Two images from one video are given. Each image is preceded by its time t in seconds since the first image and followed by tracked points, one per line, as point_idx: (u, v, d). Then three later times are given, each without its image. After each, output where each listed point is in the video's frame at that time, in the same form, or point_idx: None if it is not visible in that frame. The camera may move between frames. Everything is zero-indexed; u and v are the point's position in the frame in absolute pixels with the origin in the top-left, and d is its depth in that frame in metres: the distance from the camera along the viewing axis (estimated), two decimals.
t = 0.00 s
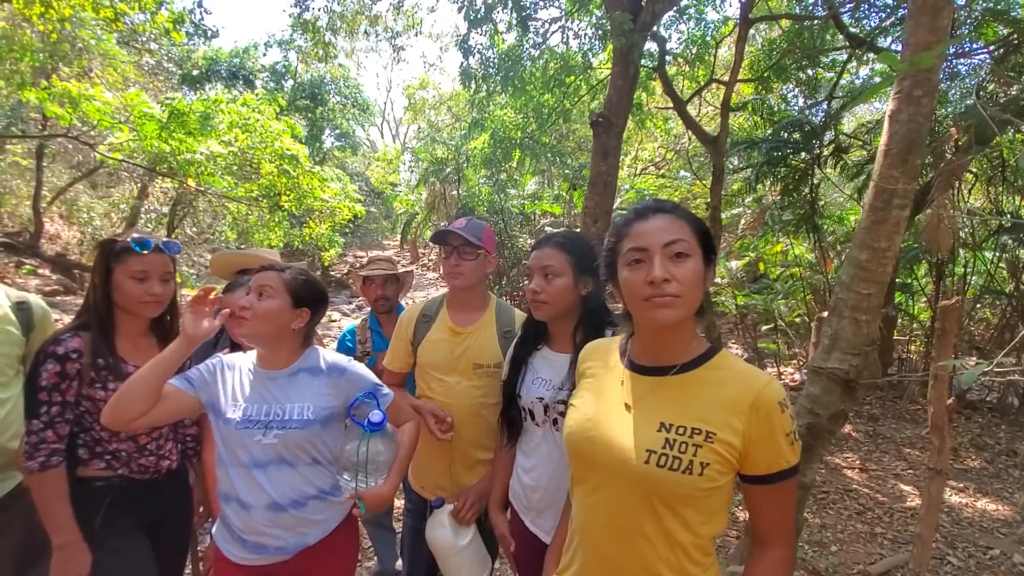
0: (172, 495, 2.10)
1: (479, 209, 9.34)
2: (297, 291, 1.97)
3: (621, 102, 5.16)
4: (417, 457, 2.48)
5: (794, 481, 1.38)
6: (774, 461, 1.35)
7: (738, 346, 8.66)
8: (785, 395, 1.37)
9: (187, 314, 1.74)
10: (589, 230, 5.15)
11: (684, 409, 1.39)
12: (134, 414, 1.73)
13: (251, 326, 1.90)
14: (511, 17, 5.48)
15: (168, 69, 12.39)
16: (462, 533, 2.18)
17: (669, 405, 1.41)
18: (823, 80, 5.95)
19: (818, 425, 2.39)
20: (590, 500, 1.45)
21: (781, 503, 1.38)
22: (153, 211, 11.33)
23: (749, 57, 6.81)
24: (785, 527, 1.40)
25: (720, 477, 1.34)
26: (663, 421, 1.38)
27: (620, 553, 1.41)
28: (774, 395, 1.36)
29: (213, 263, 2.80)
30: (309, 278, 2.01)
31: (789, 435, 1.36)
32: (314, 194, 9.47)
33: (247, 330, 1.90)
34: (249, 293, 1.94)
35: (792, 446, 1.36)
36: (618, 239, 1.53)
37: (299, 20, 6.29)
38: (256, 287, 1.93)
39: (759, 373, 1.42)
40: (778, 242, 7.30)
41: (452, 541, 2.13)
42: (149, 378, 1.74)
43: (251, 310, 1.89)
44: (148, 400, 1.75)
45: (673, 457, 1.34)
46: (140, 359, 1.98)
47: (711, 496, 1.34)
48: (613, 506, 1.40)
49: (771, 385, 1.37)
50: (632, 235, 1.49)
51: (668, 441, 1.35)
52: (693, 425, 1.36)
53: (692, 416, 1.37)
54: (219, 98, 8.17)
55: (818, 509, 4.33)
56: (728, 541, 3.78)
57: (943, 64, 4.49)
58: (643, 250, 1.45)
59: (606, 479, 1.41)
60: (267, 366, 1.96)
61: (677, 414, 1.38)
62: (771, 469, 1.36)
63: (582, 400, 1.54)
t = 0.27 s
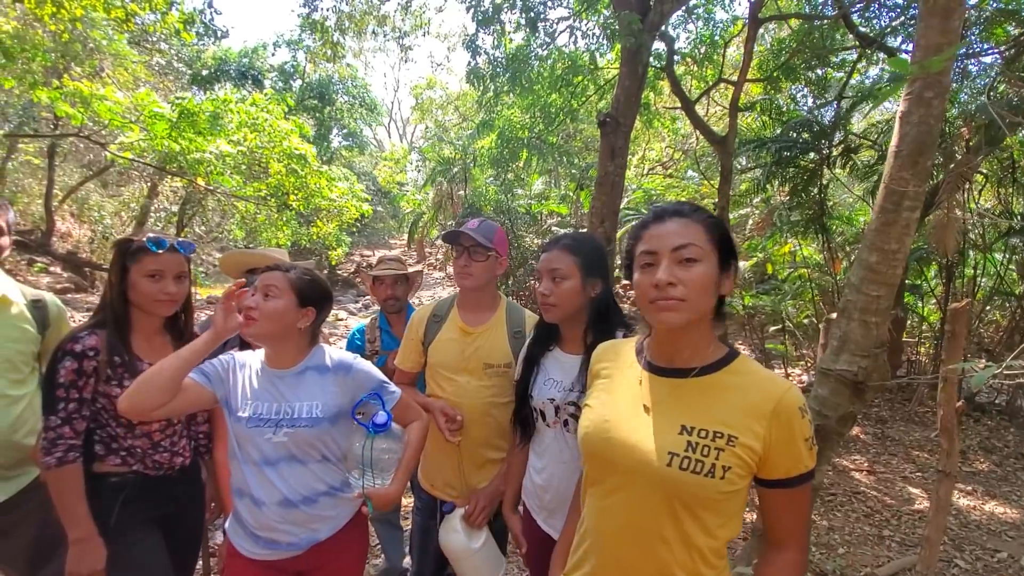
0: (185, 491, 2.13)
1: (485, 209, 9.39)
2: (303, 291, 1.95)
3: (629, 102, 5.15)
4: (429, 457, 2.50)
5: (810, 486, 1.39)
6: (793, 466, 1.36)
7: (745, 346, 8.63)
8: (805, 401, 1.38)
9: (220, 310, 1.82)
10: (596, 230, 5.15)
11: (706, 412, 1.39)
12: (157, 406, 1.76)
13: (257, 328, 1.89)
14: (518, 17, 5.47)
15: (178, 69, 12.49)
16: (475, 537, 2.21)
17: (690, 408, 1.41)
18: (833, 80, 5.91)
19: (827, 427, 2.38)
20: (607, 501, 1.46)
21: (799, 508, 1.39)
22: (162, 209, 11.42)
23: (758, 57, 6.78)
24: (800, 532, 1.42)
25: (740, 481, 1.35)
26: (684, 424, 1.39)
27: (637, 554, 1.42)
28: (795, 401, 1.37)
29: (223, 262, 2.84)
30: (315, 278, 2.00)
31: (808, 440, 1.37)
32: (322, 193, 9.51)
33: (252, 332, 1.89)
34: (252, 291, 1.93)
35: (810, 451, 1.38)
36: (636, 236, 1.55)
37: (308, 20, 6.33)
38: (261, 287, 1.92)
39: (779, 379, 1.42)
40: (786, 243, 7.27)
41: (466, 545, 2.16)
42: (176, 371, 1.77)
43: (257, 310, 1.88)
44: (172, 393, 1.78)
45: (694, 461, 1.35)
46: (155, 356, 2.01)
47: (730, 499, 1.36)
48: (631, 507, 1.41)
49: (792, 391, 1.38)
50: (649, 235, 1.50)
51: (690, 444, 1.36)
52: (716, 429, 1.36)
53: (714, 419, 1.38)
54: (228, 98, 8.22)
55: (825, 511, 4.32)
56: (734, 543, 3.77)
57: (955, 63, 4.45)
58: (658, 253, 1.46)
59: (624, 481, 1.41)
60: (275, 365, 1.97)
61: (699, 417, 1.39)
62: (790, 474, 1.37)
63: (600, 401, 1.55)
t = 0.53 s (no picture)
0: (195, 488, 2.15)
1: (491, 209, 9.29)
2: (310, 291, 1.96)
3: (635, 101, 5.13)
4: (436, 456, 2.52)
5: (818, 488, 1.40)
6: (802, 470, 1.37)
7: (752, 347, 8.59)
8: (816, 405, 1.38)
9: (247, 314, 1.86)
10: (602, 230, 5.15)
11: (715, 414, 1.39)
12: (182, 409, 1.77)
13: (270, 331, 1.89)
14: (525, 16, 5.46)
15: (187, 69, 12.58)
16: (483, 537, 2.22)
17: (699, 410, 1.41)
18: (841, 78, 5.87)
19: (834, 428, 2.37)
20: (614, 500, 1.46)
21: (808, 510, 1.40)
22: (172, 209, 11.51)
23: (766, 55, 6.74)
24: (809, 534, 1.42)
25: (747, 484, 1.35)
26: (693, 425, 1.39)
27: (643, 554, 1.42)
28: (806, 405, 1.36)
29: (230, 262, 2.86)
30: (322, 279, 2.00)
31: (818, 444, 1.37)
32: (329, 193, 9.55)
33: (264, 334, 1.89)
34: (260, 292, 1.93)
35: (820, 455, 1.38)
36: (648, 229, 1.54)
37: (315, 19, 6.35)
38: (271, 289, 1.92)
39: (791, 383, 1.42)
40: (794, 242, 7.23)
41: (475, 546, 2.17)
42: (202, 376, 1.78)
43: (267, 312, 1.89)
44: (196, 396, 1.79)
45: (702, 463, 1.35)
46: (166, 355, 2.03)
47: (737, 501, 1.36)
48: (638, 507, 1.41)
49: (803, 396, 1.37)
50: (657, 235, 1.49)
51: (698, 446, 1.36)
52: (725, 432, 1.36)
53: (724, 422, 1.37)
54: (236, 98, 8.26)
55: (833, 512, 4.30)
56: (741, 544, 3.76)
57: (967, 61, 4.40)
58: (662, 258, 1.45)
59: (631, 480, 1.42)
60: (285, 365, 1.98)
61: (708, 419, 1.39)
62: (799, 478, 1.37)
63: (609, 400, 1.55)
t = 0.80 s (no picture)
0: (201, 487, 2.17)
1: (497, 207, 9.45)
2: (323, 293, 1.99)
3: (641, 101, 5.11)
4: (441, 455, 2.52)
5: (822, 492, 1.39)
6: (804, 474, 1.35)
7: (757, 347, 8.55)
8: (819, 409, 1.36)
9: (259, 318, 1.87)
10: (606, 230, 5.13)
11: (716, 415, 1.38)
12: (203, 417, 1.77)
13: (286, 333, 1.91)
14: (530, 16, 5.46)
15: (194, 70, 12.64)
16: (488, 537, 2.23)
17: (700, 411, 1.40)
18: (848, 77, 5.83)
19: (840, 430, 2.36)
20: (614, 498, 1.46)
21: (808, 515, 1.39)
22: (178, 209, 11.58)
23: (772, 54, 6.71)
24: (812, 538, 1.41)
25: (747, 486, 1.34)
26: (693, 425, 1.38)
27: (643, 552, 1.42)
28: (809, 409, 1.35)
29: (237, 261, 2.88)
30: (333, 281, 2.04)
31: (822, 449, 1.35)
32: (334, 192, 9.58)
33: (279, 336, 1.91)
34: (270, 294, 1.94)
35: (823, 459, 1.37)
36: (678, 226, 1.48)
37: (321, 20, 6.37)
38: (283, 291, 1.93)
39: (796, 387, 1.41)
40: (800, 242, 7.19)
41: (481, 545, 2.18)
42: (220, 382, 1.77)
43: (283, 314, 1.90)
44: (216, 402, 1.79)
45: (700, 463, 1.34)
46: (173, 354, 2.05)
47: (736, 503, 1.35)
48: (637, 505, 1.41)
49: (806, 399, 1.36)
50: (701, 231, 1.45)
51: (697, 446, 1.35)
52: (724, 433, 1.35)
53: (725, 424, 1.36)
54: (243, 98, 8.30)
55: (839, 515, 4.27)
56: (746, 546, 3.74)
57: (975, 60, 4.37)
58: (676, 255, 1.45)
59: (630, 478, 1.42)
60: (292, 366, 1.99)
61: (708, 419, 1.38)
62: (801, 481, 1.36)
63: (613, 398, 1.56)
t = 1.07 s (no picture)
0: (203, 486, 2.18)
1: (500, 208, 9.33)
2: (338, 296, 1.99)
3: (645, 101, 5.10)
4: (443, 455, 2.51)
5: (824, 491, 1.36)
6: (799, 473, 1.33)
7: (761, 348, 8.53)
8: (813, 408, 1.34)
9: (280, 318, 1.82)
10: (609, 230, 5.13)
11: (707, 413, 1.37)
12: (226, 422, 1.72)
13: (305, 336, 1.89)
14: (534, 16, 5.45)
15: (198, 70, 12.68)
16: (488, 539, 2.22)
17: (693, 409, 1.39)
18: (854, 77, 5.81)
19: (844, 432, 2.34)
20: (608, 496, 1.46)
21: (807, 514, 1.36)
22: (183, 209, 11.63)
23: (777, 54, 6.68)
24: (813, 539, 1.38)
25: (739, 484, 1.33)
26: (684, 423, 1.37)
27: (638, 552, 1.41)
28: (803, 408, 1.33)
29: (241, 261, 2.89)
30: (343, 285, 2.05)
31: (817, 448, 1.33)
32: (338, 192, 9.61)
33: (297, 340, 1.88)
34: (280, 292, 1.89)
35: (819, 458, 1.34)
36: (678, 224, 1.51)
37: (325, 20, 6.38)
38: (300, 292, 1.90)
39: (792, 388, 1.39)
40: (804, 242, 7.16)
41: (480, 545, 2.17)
42: (245, 386, 1.72)
43: (308, 318, 1.88)
44: (238, 406, 1.74)
45: (690, 460, 1.32)
46: (176, 354, 2.05)
47: (730, 502, 1.33)
48: (631, 504, 1.40)
49: (798, 398, 1.34)
50: (695, 230, 1.46)
51: (687, 443, 1.34)
52: (715, 430, 1.34)
53: (716, 421, 1.35)
54: (247, 99, 8.33)
55: (843, 517, 4.25)
56: (749, 548, 3.73)
57: (983, 60, 4.33)
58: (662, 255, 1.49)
59: (623, 476, 1.41)
60: (297, 366, 1.96)
61: (699, 417, 1.37)
62: (795, 481, 1.34)
63: (608, 398, 1.55)
